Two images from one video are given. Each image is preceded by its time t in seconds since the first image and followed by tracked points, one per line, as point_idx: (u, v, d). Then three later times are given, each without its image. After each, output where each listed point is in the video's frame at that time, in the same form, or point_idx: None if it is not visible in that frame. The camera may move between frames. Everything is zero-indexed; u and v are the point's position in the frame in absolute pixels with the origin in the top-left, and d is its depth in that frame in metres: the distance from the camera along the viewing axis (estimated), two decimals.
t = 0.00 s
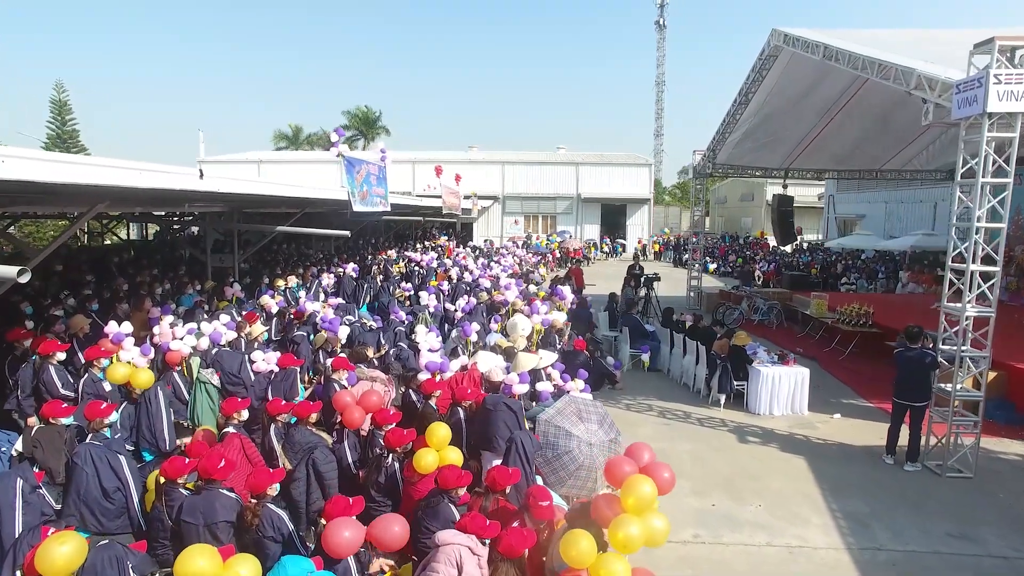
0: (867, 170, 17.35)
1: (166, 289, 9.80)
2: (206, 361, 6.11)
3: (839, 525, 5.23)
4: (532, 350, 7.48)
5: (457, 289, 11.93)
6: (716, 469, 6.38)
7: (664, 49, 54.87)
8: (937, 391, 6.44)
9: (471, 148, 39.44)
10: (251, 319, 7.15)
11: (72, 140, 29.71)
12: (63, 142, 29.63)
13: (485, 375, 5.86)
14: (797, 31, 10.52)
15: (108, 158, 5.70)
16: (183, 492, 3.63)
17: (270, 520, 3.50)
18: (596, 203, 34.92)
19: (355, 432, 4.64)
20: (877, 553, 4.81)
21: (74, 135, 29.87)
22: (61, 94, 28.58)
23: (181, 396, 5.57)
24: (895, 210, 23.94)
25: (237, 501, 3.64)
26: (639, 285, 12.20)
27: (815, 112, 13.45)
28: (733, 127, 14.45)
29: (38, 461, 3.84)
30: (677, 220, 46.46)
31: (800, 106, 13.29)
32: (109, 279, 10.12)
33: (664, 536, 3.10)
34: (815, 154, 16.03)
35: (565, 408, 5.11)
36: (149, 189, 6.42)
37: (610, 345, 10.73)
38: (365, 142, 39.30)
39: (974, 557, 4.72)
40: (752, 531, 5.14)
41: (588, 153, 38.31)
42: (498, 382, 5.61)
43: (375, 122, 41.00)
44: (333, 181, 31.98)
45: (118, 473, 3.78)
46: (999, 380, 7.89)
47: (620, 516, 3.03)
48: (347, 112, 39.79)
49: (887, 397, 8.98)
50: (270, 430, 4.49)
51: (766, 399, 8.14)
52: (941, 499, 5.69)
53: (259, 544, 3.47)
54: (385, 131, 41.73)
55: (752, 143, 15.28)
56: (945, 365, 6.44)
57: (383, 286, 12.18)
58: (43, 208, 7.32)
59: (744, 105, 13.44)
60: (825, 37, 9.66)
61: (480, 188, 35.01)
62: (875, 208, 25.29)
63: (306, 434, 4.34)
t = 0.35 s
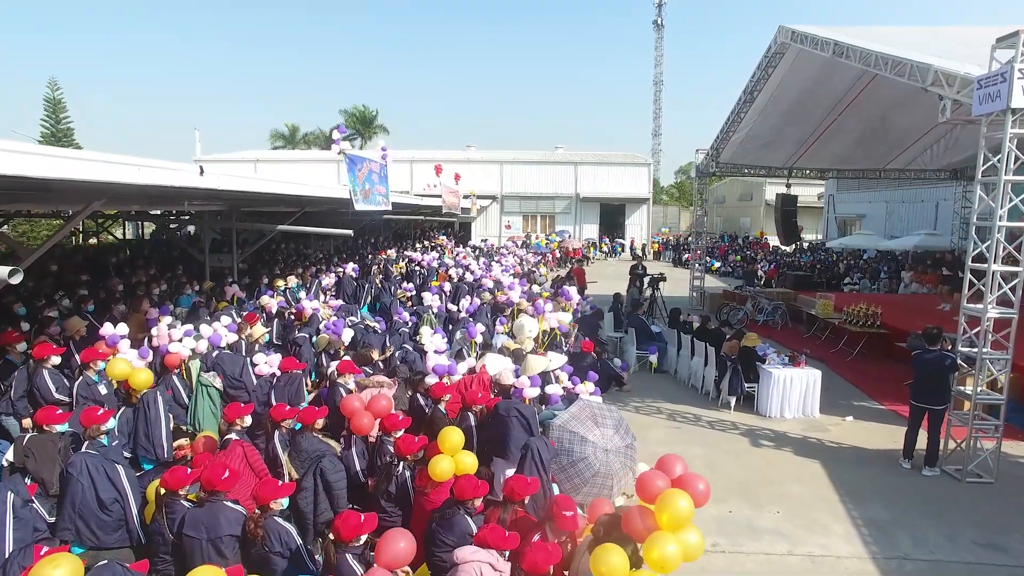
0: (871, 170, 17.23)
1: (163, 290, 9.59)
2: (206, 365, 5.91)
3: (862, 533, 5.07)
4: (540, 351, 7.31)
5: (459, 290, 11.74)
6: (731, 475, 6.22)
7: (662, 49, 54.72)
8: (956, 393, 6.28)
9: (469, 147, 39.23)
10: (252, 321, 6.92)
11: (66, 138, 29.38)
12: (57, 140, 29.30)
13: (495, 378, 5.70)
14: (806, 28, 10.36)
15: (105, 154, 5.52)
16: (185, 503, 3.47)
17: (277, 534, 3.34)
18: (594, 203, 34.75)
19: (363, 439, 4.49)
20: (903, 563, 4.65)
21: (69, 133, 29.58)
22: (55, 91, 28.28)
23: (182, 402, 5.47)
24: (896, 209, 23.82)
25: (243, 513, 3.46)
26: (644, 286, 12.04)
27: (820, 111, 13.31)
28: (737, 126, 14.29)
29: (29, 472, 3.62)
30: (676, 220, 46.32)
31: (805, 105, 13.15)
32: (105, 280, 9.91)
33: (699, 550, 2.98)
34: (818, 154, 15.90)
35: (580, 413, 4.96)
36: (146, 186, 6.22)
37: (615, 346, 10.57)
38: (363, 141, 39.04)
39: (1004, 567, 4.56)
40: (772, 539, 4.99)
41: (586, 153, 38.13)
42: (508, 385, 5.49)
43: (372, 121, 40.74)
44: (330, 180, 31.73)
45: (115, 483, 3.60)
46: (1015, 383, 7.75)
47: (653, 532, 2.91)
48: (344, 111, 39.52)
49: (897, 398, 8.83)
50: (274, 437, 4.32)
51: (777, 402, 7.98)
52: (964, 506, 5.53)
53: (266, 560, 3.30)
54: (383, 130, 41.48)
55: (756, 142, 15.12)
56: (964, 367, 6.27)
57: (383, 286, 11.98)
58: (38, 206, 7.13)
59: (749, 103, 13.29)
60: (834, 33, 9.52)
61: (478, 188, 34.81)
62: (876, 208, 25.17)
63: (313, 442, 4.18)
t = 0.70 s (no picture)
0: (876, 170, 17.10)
1: (163, 290, 9.42)
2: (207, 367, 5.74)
3: (885, 541, 4.93)
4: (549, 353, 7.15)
5: (462, 290, 11.58)
6: (747, 480, 6.07)
7: (661, 48, 54.56)
8: (977, 396, 6.13)
9: (468, 147, 39.05)
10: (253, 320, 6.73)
11: (62, 137, 29.15)
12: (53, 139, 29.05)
13: (506, 381, 5.55)
14: (815, 25, 10.21)
15: (105, 149, 5.35)
16: (190, 515, 3.31)
17: (285, 547, 3.14)
18: (594, 203, 34.59)
19: (372, 445, 4.32)
20: (931, 573, 4.51)
21: (65, 132, 29.33)
22: (51, 89, 28.04)
23: (182, 406, 5.29)
24: (898, 209, 23.70)
25: (249, 526, 3.29)
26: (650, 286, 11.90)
27: (827, 110, 13.17)
28: (743, 124, 14.15)
29: (24, 482, 3.43)
30: (676, 220, 46.17)
31: (811, 104, 13.04)
32: (103, 280, 9.74)
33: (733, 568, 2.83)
34: (823, 153, 15.76)
35: (596, 417, 4.80)
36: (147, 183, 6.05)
37: (622, 347, 10.43)
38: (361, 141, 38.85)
39: None
40: (794, 548, 4.84)
41: (586, 152, 37.96)
42: (519, 389, 5.36)
43: (371, 120, 40.55)
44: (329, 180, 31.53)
45: (116, 494, 3.44)
46: None
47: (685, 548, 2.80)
48: (343, 110, 39.31)
49: (909, 399, 8.68)
50: (279, 442, 4.15)
51: (789, 404, 7.83)
52: (988, 512, 5.39)
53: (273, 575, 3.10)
54: (382, 129, 41.28)
55: (762, 140, 14.97)
56: (985, 370, 6.10)
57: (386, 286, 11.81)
58: (35, 203, 6.95)
59: (755, 101, 13.16)
60: (845, 29, 9.39)
61: (478, 187, 34.63)
62: (878, 208, 25.05)
63: (322, 449, 4.00)
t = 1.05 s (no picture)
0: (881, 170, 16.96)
1: (161, 292, 9.23)
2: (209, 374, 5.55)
3: (912, 553, 4.77)
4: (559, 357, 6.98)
5: (466, 291, 11.40)
6: (765, 488, 5.91)
7: (660, 48, 54.43)
8: (999, 401, 5.97)
9: (467, 147, 38.86)
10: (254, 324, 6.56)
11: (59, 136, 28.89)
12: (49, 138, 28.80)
13: (517, 387, 5.38)
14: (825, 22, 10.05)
15: (103, 146, 5.17)
16: (194, 534, 3.12)
17: (296, 568, 2.97)
18: (594, 203, 34.43)
19: (383, 456, 4.16)
20: None
21: (61, 130, 29.06)
22: (47, 87, 27.77)
23: (183, 412, 5.13)
24: (901, 209, 23.58)
25: (258, 545, 3.11)
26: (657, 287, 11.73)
27: (834, 108, 13.02)
28: (748, 123, 13.99)
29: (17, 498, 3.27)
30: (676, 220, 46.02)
31: (818, 103, 12.89)
32: (100, 281, 9.54)
33: None
34: (829, 152, 15.61)
35: (614, 425, 4.63)
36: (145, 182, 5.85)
37: (628, 350, 10.27)
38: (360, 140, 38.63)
39: None
40: (818, 560, 4.68)
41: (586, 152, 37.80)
42: (532, 395, 5.20)
43: (369, 120, 40.36)
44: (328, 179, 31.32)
45: (114, 510, 3.24)
46: None
47: None
48: (341, 109, 39.09)
49: (923, 403, 8.51)
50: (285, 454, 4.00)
51: (802, 409, 7.66)
52: (1014, 522, 5.23)
53: None
54: (380, 129, 41.08)
55: (767, 140, 14.82)
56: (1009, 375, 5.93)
57: (388, 286, 11.63)
58: (30, 203, 6.76)
59: (761, 100, 13.00)
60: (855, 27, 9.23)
61: (477, 187, 34.45)
62: (880, 208, 24.93)
63: (332, 461, 3.86)
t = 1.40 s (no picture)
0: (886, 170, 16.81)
1: (160, 294, 9.08)
2: (210, 379, 5.40)
3: (935, 563, 4.65)
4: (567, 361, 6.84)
5: (469, 293, 11.25)
6: (780, 495, 5.76)
7: (660, 48, 54.39)
8: (1018, 406, 5.83)
9: (467, 147, 38.72)
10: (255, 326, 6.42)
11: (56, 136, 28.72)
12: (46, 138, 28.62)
13: (527, 392, 5.24)
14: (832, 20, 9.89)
15: (101, 144, 5.03)
16: (197, 550, 2.97)
17: None
18: (594, 203, 34.30)
19: (392, 465, 4.02)
20: None
21: (59, 130, 28.88)
22: (45, 87, 27.60)
23: (183, 418, 5.04)
24: (903, 210, 23.47)
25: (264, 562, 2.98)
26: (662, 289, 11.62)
27: (840, 108, 12.88)
28: (753, 123, 13.86)
29: (9, 513, 3.13)
30: (676, 220, 45.91)
31: (824, 102, 12.76)
32: (98, 282, 9.38)
33: None
34: (833, 152, 15.48)
35: (629, 433, 4.47)
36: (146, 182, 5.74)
37: (634, 353, 10.18)
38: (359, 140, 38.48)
39: None
40: (839, 571, 4.55)
41: (586, 152, 37.66)
42: (542, 401, 5.10)
43: (369, 120, 40.24)
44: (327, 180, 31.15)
45: (112, 525, 3.09)
46: None
47: None
48: (340, 109, 38.97)
49: (934, 407, 8.33)
50: (290, 464, 3.91)
51: (814, 413, 7.51)
52: None
53: None
54: (379, 129, 40.95)
55: (771, 139, 14.69)
56: None
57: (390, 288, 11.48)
58: (26, 203, 6.61)
59: (767, 99, 12.87)
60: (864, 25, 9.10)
61: (477, 187, 34.30)
62: (882, 208, 24.82)
63: (340, 473, 3.73)
